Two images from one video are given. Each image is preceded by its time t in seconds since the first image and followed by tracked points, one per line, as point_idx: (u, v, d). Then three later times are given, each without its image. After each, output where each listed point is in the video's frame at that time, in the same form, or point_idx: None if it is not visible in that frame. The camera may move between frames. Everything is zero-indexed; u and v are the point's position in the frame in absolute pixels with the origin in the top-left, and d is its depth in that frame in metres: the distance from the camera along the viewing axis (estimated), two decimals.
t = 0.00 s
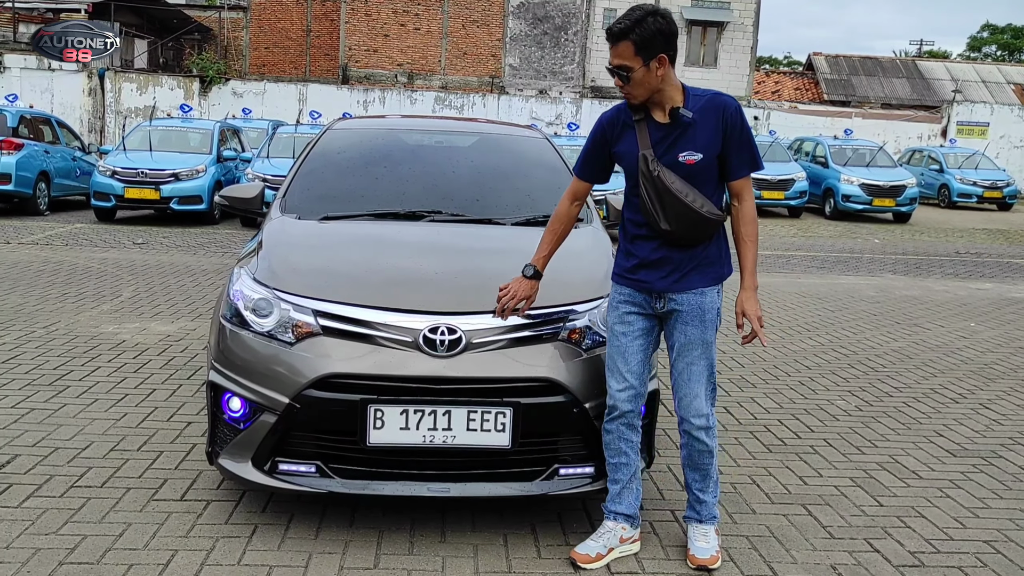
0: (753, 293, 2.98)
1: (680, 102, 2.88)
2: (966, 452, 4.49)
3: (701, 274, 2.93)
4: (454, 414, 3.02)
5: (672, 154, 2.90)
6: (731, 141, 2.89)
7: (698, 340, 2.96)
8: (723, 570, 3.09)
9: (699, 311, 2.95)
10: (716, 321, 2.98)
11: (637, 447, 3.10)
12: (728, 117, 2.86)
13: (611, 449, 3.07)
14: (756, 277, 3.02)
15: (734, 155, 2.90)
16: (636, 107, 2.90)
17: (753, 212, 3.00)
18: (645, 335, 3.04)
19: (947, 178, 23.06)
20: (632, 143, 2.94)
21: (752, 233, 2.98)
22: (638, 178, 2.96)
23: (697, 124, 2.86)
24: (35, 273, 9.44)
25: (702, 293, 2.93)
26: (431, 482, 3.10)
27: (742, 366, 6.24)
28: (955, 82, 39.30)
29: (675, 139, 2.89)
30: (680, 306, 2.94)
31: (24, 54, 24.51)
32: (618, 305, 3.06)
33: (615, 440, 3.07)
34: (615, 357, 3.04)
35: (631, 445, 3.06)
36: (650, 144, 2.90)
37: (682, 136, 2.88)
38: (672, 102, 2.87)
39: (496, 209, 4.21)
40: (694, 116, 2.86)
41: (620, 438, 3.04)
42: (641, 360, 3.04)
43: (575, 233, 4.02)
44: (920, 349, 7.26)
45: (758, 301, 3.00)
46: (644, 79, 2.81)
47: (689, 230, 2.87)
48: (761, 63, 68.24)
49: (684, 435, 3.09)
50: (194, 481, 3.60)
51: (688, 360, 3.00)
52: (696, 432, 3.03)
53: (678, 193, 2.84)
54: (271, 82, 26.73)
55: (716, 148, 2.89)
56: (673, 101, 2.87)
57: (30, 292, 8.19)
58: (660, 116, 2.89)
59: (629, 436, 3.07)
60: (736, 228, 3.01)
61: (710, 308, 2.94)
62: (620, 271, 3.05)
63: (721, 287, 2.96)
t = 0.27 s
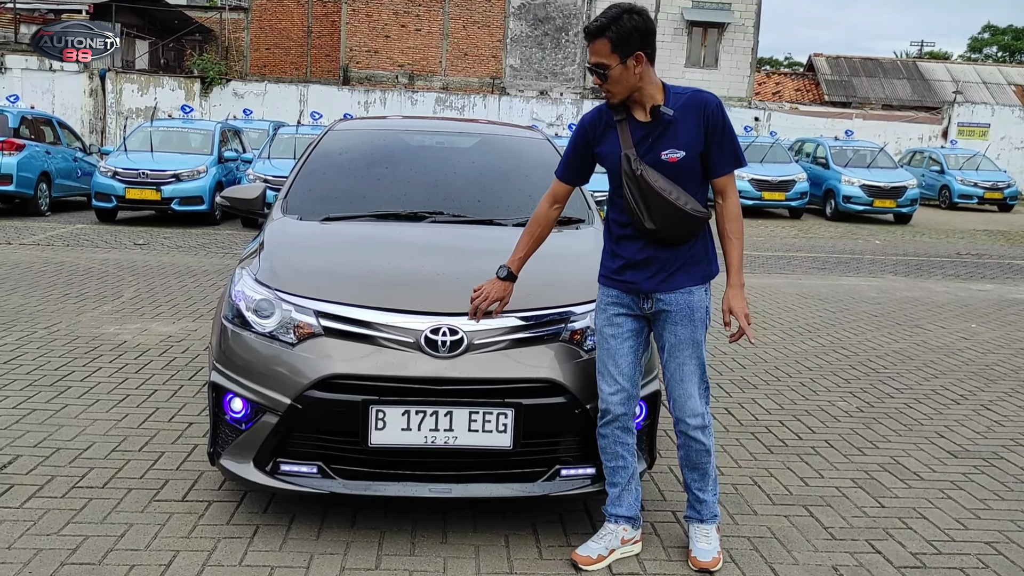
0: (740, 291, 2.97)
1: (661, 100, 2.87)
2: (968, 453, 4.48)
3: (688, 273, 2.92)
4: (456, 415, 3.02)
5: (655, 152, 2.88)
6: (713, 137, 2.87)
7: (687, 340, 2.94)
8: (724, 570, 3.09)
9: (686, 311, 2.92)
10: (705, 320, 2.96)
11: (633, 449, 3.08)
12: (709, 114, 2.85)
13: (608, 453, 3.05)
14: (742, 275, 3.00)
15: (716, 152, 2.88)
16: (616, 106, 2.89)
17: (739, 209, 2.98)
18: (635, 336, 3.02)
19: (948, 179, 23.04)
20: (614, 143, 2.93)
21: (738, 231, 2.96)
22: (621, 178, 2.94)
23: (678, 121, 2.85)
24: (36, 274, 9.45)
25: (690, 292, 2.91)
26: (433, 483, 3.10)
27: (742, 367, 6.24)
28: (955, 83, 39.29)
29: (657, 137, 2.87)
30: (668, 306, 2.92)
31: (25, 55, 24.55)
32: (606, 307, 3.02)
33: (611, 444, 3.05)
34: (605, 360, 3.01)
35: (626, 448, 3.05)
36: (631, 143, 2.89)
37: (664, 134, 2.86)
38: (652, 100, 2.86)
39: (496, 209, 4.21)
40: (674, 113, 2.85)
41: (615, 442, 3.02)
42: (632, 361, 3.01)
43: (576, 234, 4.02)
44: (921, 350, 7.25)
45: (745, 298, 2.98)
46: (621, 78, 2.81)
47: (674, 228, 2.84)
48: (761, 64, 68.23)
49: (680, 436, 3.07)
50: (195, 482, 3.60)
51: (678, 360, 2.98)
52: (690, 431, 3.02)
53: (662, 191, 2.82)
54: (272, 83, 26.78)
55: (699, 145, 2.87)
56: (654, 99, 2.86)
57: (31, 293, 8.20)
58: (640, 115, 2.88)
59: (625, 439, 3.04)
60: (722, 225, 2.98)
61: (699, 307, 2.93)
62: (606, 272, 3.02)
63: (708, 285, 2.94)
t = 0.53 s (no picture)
0: (730, 291, 2.98)
1: (651, 100, 2.87)
2: (970, 454, 4.48)
3: (678, 274, 2.92)
4: (457, 416, 3.02)
5: (645, 152, 2.88)
6: (704, 137, 2.87)
7: (678, 342, 2.95)
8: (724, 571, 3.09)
9: (676, 311, 2.93)
10: (694, 321, 2.97)
11: (630, 451, 3.07)
12: (700, 113, 2.86)
13: (606, 455, 3.05)
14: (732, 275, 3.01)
15: (706, 152, 2.89)
16: (606, 104, 2.88)
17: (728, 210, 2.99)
18: (627, 337, 3.01)
19: (950, 180, 23.03)
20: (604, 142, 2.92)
21: (727, 231, 2.97)
22: (611, 178, 2.93)
23: (668, 120, 2.85)
24: (38, 274, 9.45)
25: (680, 293, 2.92)
26: (434, 483, 3.10)
27: (744, 368, 6.24)
28: (958, 84, 39.25)
29: (648, 136, 2.87)
30: (658, 307, 2.92)
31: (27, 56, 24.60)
32: (597, 309, 3.02)
33: (608, 446, 3.04)
34: (598, 362, 3.00)
35: (623, 450, 3.04)
36: (622, 142, 2.88)
37: (654, 133, 2.86)
38: (642, 99, 2.86)
39: (497, 210, 4.21)
40: (665, 112, 2.85)
41: (611, 444, 3.02)
42: (625, 363, 3.01)
43: (578, 234, 4.02)
44: (923, 351, 7.25)
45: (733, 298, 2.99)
46: (611, 75, 2.80)
47: (664, 228, 2.85)
48: (763, 65, 68.23)
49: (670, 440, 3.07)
50: (198, 482, 3.60)
51: (668, 361, 2.98)
52: (680, 433, 3.02)
53: (653, 190, 2.82)
54: (273, 83, 26.83)
55: (690, 144, 2.87)
56: (644, 98, 2.86)
57: (34, 293, 8.21)
58: (631, 114, 2.88)
59: (621, 441, 3.04)
60: (712, 225, 2.99)
61: (689, 308, 2.93)
62: (596, 272, 3.02)
63: (697, 286, 2.95)
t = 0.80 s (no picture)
0: (731, 292, 2.96)
1: (655, 98, 2.87)
2: (974, 454, 4.47)
3: (679, 274, 2.92)
4: (461, 415, 3.02)
5: (647, 150, 2.88)
6: (707, 137, 2.87)
7: (678, 342, 2.94)
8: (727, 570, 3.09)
9: (676, 311, 2.92)
10: (695, 322, 2.96)
11: (632, 450, 3.07)
12: (703, 112, 2.85)
13: (608, 454, 3.05)
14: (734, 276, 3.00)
15: (710, 152, 2.88)
16: (609, 101, 2.88)
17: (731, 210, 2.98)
18: (627, 336, 3.01)
19: (953, 180, 23.00)
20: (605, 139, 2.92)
21: (729, 231, 2.96)
22: (614, 176, 2.93)
23: (670, 119, 2.85)
24: (42, 274, 9.46)
25: (680, 293, 2.91)
26: (437, 483, 3.09)
27: (747, 368, 6.24)
28: (962, 84, 39.19)
29: (649, 135, 2.87)
30: (657, 306, 2.92)
31: (31, 56, 24.65)
32: (598, 308, 3.02)
33: (610, 446, 3.04)
34: (600, 362, 3.01)
35: (626, 450, 3.04)
36: (624, 140, 2.88)
37: (657, 131, 2.86)
38: (645, 97, 2.86)
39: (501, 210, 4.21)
40: (667, 110, 2.84)
41: (614, 444, 3.02)
42: (626, 363, 3.01)
43: (582, 234, 4.03)
44: (927, 350, 7.24)
45: (734, 299, 2.98)
46: (613, 70, 2.80)
47: (665, 226, 2.84)
48: (766, 65, 68.21)
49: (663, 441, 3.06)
50: (201, 482, 3.60)
51: (668, 361, 2.98)
52: (677, 434, 3.01)
53: (654, 188, 2.81)
54: (277, 84, 26.88)
55: (693, 143, 2.87)
56: (647, 95, 2.86)
57: (38, 293, 8.22)
58: (633, 111, 2.88)
59: (624, 441, 3.04)
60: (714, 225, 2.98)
61: (689, 309, 2.93)
62: (597, 271, 3.02)
63: (698, 286, 2.95)
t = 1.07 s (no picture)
0: (733, 294, 2.97)
1: (663, 98, 2.87)
2: (976, 454, 4.47)
3: (682, 274, 2.91)
4: (463, 414, 3.02)
5: (654, 150, 2.87)
6: (714, 138, 2.86)
7: (682, 341, 2.94)
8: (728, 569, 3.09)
9: (678, 310, 2.92)
10: (697, 322, 2.96)
11: (634, 450, 3.08)
12: (712, 113, 2.85)
13: (609, 454, 3.06)
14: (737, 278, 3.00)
15: (716, 153, 2.88)
16: (618, 99, 2.88)
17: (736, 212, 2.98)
18: (630, 335, 3.01)
19: (956, 180, 22.98)
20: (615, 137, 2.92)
21: (733, 233, 2.97)
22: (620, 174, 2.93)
23: (679, 119, 2.84)
24: (45, 274, 9.46)
25: (683, 293, 2.91)
26: (438, 482, 3.10)
27: (748, 368, 6.24)
28: (964, 83, 39.14)
29: (657, 134, 2.87)
30: (659, 306, 2.92)
31: (33, 56, 24.66)
32: (602, 307, 3.02)
33: (612, 446, 3.05)
34: (603, 360, 3.01)
35: (628, 449, 3.05)
36: (632, 138, 2.88)
37: (664, 131, 2.86)
38: (654, 96, 2.86)
39: (503, 209, 4.21)
40: (676, 110, 2.85)
41: (616, 443, 3.03)
42: (628, 362, 3.01)
43: (585, 233, 4.03)
44: (929, 350, 7.23)
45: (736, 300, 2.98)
46: (623, 69, 2.81)
47: (669, 225, 2.84)
48: (769, 65, 68.18)
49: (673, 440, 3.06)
50: (203, 481, 3.60)
51: (670, 360, 2.97)
52: (679, 431, 3.01)
53: (659, 186, 2.81)
54: (279, 84, 26.89)
55: (699, 144, 2.86)
56: (655, 95, 2.86)
57: (39, 292, 8.23)
58: (642, 111, 2.88)
59: (626, 440, 3.05)
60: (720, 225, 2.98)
61: (692, 307, 2.92)
62: (601, 270, 3.02)
63: (701, 286, 2.94)
